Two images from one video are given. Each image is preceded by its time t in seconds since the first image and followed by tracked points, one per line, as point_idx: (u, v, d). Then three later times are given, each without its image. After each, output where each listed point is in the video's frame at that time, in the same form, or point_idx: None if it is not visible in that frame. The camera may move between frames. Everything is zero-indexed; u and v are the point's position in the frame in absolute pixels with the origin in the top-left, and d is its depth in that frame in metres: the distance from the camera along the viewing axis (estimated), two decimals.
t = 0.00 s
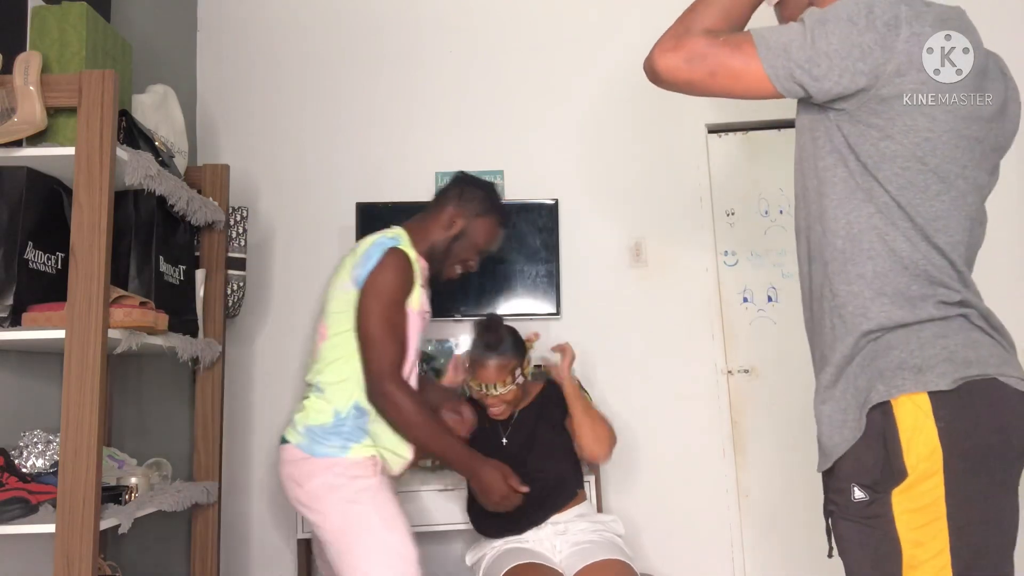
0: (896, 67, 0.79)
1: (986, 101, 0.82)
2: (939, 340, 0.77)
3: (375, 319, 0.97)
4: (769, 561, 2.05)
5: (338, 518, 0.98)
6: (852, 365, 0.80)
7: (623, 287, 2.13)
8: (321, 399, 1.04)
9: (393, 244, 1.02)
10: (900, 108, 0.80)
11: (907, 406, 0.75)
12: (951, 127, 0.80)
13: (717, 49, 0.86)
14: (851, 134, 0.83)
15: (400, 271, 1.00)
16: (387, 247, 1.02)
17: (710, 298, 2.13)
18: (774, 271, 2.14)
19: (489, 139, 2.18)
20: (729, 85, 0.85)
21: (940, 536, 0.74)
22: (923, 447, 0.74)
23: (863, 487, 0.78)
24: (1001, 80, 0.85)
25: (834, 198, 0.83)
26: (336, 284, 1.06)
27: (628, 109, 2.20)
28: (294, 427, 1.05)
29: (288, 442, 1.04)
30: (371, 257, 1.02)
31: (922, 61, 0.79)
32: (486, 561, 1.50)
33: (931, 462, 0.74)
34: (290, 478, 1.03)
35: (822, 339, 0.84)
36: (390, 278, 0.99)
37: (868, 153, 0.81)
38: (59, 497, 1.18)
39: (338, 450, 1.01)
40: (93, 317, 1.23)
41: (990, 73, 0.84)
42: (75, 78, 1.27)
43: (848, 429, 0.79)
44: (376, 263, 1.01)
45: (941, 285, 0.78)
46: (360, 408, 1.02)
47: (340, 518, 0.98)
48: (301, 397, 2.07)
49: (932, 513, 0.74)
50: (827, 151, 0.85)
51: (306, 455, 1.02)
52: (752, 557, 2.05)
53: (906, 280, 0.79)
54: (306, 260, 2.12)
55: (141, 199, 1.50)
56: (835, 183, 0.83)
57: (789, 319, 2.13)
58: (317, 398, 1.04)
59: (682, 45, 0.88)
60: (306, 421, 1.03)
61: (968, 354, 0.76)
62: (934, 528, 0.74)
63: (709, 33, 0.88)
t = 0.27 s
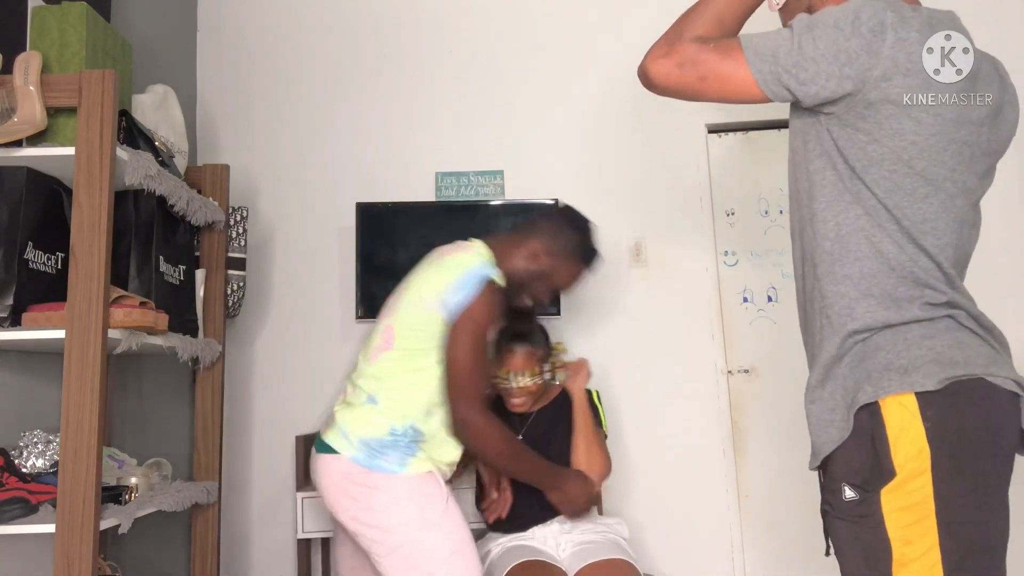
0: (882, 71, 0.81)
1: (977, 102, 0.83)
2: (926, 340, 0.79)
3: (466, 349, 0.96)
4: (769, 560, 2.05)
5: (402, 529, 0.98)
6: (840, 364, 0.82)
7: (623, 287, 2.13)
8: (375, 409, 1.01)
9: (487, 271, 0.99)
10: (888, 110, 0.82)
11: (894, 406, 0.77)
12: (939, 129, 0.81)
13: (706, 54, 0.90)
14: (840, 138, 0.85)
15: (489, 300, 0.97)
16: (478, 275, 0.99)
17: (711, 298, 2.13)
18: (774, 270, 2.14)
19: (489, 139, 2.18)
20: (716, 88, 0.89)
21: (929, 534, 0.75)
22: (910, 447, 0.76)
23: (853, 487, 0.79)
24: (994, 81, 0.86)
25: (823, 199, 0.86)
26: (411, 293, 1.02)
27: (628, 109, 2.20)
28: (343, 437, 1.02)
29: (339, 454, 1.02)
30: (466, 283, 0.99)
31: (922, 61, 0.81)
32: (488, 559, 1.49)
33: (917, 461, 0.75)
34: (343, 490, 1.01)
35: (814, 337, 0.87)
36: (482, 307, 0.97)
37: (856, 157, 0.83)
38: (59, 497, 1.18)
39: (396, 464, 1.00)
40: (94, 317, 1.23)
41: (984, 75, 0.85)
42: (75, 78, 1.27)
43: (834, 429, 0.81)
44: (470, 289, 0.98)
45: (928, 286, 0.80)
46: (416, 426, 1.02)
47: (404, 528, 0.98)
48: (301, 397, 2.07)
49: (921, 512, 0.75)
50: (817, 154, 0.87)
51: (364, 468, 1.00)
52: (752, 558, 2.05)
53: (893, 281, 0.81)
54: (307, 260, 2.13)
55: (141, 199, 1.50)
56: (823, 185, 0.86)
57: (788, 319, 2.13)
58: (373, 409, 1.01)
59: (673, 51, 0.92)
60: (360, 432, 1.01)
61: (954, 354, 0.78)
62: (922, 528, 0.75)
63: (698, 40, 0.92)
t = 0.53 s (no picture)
0: (876, 76, 0.81)
1: (973, 104, 0.83)
2: (915, 343, 0.79)
3: (531, 420, 1.06)
4: (769, 560, 2.05)
5: (392, 526, 1.03)
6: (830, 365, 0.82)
7: (623, 287, 2.13)
8: (381, 408, 1.05)
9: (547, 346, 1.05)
10: (880, 115, 0.82)
11: (883, 408, 0.77)
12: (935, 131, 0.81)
13: (702, 59, 0.90)
14: (834, 142, 0.85)
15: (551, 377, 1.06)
16: (535, 349, 1.05)
17: (711, 297, 2.13)
18: (774, 270, 2.14)
19: (489, 139, 2.18)
20: (713, 93, 0.89)
21: (919, 534, 0.75)
22: (899, 447, 0.76)
23: (844, 487, 0.79)
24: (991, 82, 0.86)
25: (817, 204, 0.86)
26: (462, 325, 1.06)
27: (629, 109, 2.20)
28: (343, 425, 1.06)
29: (335, 445, 1.06)
30: (525, 354, 1.04)
31: (922, 62, 0.81)
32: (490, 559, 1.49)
33: (906, 462, 0.76)
34: (336, 484, 1.06)
35: (807, 339, 0.87)
36: (541, 381, 1.05)
37: (850, 162, 0.84)
38: (59, 497, 1.18)
39: (389, 464, 1.05)
40: (94, 317, 1.23)
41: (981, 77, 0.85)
42: (76, 78, 1.27)
43: (825, 430, 0.81)
44: (526, 357, 1.04)
45: (918, 289, 0.80)
46: (413, 442, 1.05)
47: (393, 524, 1.03)
48: (300, 397, 2.07)
49: (911, 511, 0.75)
50: (812, 158, 0.88)
51: (359, 463, 1.05)
52: (752, 557, 2.05)
53: (884, 285, 0.81)
54: (306, 260, 2.12)
55: (140, 199, 1.50)
56: (818, 190, 0.86)
57: (788, 319, 2.13)
58: (380, 406, 1.05)
59: (668, 55, 0.93)
60: (360, 427, 1.05)
61: (943, 355, 0.78)
62: (913, 528, 0.75)
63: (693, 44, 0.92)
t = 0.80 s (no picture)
0: (873, 77, 0.81)
1: (972, 106, 0.83)
2: (913, 344, 0.79)
3: (532, 453, 1.01)
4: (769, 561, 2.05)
5: (370, 523, 1.08)
6: (827, 367, 0.82)
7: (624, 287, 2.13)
8: (381, 407, 1.08)
9: (565, 386, 1.04)
10: (880, 116, 0.82)
11: (879, 408, 0.78)
12: (934, 129, 0.82)
13: (698, 59, 0.90)
14: (832, 144, 0.85)
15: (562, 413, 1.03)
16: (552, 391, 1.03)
17: (711, 297, 2.13)
18: (774, 270, 2.14)
19: (489, 139, 2.18)
20: (710, 95, 0.89)
21: (913, 533, 0.75)
22: (893, 447, 0.76)
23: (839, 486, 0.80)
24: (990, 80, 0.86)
25: (814, 206, 0.86)
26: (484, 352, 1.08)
27: (628, 109, 2.20)
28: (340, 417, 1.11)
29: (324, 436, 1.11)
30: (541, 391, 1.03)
31: (923, 61, 0.81)
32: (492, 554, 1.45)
33: (900, 462, 0.76)
34: (320, 476, 1.10)
35: (805, 341, 0.87)
36: (550, 419, 1.02)
37: (848, 164, 0.84)
38: (59, 498, 1.18)
39: (373, 461, 1.08)
40: (94, 317, 1.23)
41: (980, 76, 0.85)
42: (76, 78, 1.27)
43: (823, 430, 0.81)
44: (539, 395, 1.03)
45: (915, 291, 0.80)
46: (404, 444, 1.08)
47: (372, 520, 1.08)
48: (300, 397, 2.07)
49: (905, 511, 0.76)
50: (809, 160, 0.88)
51: (344, 457, 1.09)
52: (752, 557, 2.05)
53: (881, 288, 0.81)
54: (306, 261, 2.12)
55: (141, 199, 1.50)
56: (815, 193, 0.86)
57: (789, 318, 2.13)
58: (380, 404, 1.09)
59: (665, 60, 0.92)
60: (355, 421, 1.08)
61: (940, 356, 0.78)
62: (906, 528, 0.76)
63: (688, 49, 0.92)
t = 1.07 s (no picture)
0: (859, 78, 0.80)
1: (972, 103, 0.82)
2: (926, 341, 0.77)
3: (541, 488, 1.11)
4: (769, 560, 2.05)
5: (372, 521, 1.08)
6: (836, 370, 0.81)
7: (624, 287, 2.13)
8: (395, 412, 1.09)
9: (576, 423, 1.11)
10: (867, 116, 0.80)
11: (892, 408, 0.75)
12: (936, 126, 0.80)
13: (682, 71, 0.89)
14: (825, 145, 0.84)
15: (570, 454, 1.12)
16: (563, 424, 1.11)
17: (711, 297, 2.13)
18: (774, 270, 2.14)
19: (489, 139, 2.18)
20: (695, 104, 0.87)
21: (926, 534, 0.73)
22: (908, 447, 0.74)
23: (851, 487, 0.77)
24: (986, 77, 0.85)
25: (814, 208, 0.84)
26: (506, 378, 1.12)
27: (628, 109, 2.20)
28: (351, 415, 1.11)
29: (330, 431, 1.10)
30: (555, 425, 1.10)
31: (922, 61, 0.80)
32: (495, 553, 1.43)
33: (914, 463, 0.73)
34: (323, 471, 1.10)
35: (814, 342, 0.85)
36: (558, 456, 1.11)
37: (842, 165, 0.82)
38: (59, 497, 1.18)
39: (377, 460, 1.08)
40: (94, 317, 1.23)
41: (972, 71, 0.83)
42: (76, 78, 1.27)
43: (836, 432, 0.80)
44: (556, 427, 1.10)
45: (926, 288, 0.78)
46: (411, 452, 1.09)
47: (373, 518, 1.08)
48: (300, 397, 2.07)
49: (918, 511, 0.73)
50: (805, 162, 0.86)
51: (348, 453, 1.09)
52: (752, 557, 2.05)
53: (890, 286, 0.79)
54: (306, 261, 2.12)
55: (141, 199, 1.50)
56: (813, 194, 0.85)
57: (789, 318, 2.13)
58: (394, 407, 1.09)
59: (649, 75, 0.92)
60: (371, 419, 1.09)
61: (953, 354, 0.76)
62: (919, 530, 0.73)
63: (673, 62, 0.91)
